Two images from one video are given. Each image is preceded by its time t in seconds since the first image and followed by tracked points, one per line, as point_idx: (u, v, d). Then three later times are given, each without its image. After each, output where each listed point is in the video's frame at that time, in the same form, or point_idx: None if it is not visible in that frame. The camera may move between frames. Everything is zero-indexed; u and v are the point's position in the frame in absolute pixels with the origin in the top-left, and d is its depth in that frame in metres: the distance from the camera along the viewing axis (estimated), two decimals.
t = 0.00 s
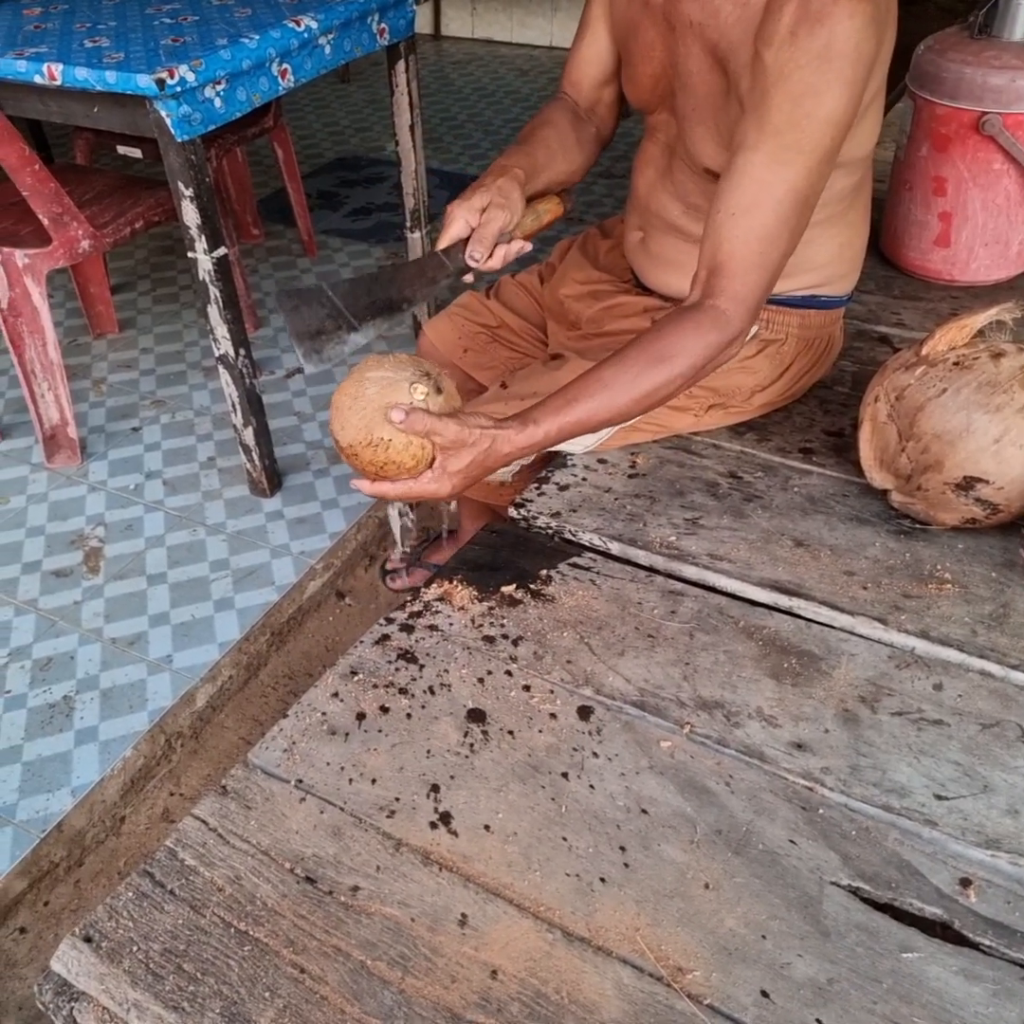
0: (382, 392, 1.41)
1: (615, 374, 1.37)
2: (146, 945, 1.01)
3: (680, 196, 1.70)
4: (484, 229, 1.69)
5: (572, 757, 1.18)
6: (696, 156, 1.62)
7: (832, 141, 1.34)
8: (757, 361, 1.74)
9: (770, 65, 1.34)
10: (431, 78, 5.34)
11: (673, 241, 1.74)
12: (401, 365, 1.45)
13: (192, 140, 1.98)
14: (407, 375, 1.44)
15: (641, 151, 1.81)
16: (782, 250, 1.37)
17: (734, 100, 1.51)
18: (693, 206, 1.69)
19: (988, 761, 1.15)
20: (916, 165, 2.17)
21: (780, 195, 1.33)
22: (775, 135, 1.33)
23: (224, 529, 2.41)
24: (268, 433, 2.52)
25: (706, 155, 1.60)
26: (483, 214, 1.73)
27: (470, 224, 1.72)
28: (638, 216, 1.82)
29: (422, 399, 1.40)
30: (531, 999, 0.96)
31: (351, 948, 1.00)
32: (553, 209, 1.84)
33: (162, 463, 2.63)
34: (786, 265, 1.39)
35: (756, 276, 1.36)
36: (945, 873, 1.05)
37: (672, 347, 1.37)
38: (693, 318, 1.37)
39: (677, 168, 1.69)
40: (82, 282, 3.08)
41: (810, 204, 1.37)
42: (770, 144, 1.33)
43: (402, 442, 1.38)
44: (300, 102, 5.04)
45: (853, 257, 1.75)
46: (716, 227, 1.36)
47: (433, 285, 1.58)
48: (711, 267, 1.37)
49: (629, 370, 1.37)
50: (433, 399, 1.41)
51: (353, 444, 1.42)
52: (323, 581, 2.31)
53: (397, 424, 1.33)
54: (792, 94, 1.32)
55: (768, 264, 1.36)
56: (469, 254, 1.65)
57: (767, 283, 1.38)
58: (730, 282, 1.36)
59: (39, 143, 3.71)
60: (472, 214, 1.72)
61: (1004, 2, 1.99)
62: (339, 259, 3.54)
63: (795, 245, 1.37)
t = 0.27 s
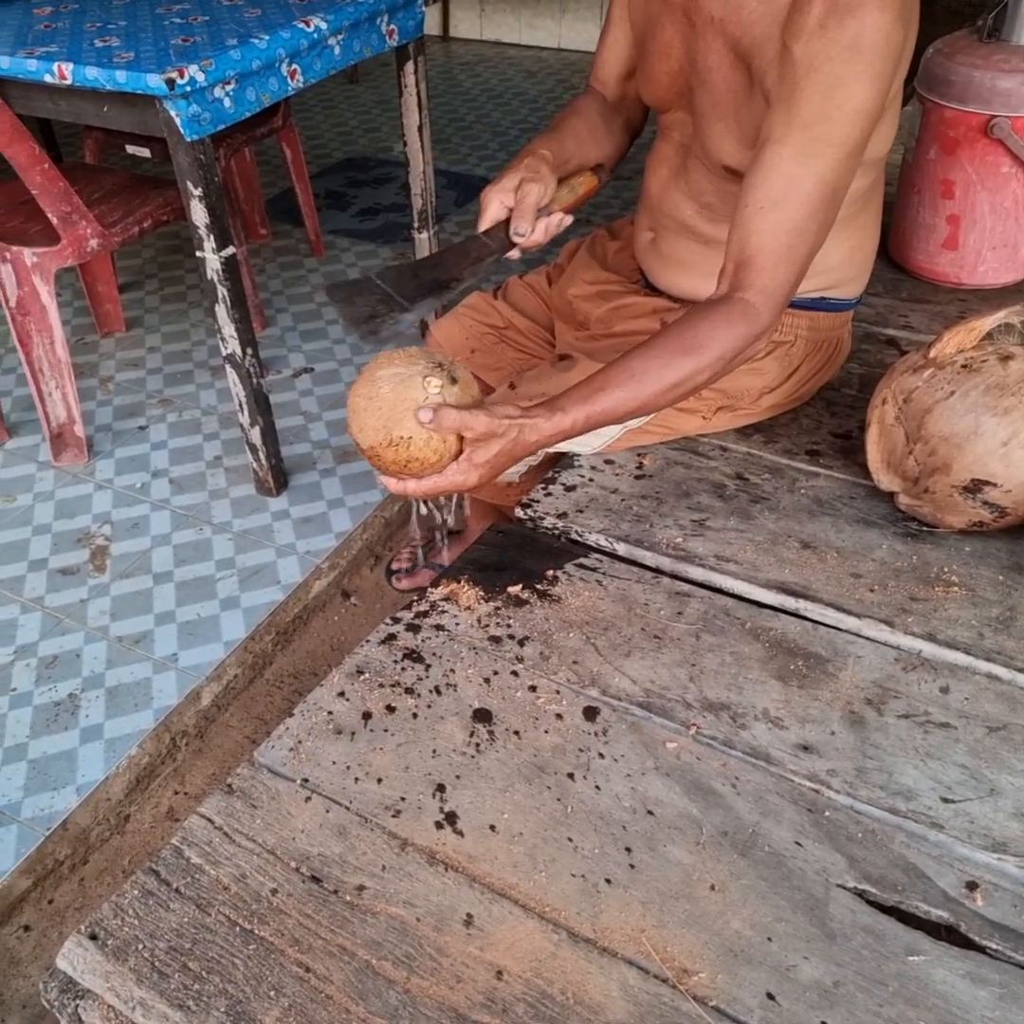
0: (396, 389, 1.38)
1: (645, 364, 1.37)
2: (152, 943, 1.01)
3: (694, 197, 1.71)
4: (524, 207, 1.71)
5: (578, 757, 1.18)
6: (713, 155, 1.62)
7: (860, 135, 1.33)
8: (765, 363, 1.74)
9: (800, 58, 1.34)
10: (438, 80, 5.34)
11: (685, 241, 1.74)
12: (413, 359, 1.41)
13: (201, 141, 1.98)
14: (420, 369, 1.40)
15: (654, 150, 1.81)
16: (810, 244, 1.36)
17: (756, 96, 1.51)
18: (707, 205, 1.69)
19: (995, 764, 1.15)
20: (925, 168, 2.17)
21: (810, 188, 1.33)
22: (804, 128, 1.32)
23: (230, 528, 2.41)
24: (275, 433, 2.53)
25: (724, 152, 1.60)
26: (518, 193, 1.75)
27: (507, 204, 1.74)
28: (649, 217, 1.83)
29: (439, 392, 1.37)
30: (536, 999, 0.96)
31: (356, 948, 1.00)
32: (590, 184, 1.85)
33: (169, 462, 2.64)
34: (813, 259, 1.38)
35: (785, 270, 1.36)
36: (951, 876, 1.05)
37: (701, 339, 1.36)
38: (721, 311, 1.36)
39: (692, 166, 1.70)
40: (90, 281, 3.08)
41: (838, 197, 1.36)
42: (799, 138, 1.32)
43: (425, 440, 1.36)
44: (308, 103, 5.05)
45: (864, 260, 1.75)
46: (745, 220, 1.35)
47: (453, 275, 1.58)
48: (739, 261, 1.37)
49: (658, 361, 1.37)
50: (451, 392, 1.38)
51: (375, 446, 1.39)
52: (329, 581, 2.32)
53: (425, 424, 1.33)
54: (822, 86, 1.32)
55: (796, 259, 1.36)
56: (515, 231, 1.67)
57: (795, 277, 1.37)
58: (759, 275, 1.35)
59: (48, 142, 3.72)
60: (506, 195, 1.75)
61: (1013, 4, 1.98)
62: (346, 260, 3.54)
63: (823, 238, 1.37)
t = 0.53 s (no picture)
0: (431, 375, 1.36)
1: (667, 365, 1.36)
2: (155, 943, 1.02)
3: (701, 195, 1.72)
4: (556, 193, 1.72)
5: (582, 758, 1.18)
6: (722, 153, 1.64)
7: (876, 135, 1.34)
8: (770, 365, 1.75)
9: (817, 60, 1.34)
10: (443, 82, 5.35)
11: (692, 241, 1.74)
12: (450, 345, 1.40)
13: (206, 143, 1.99)
14: (458, 357, 1.39)
15: (663, 149, 1.82)
16: (827, 243, 1.37)
17: (769, 96, 1.51)
18: (715, 203, 1.71)
19: (999, 765, 1.15)
20: (928, 171, 2.17)
21: (827, 189, 1.34)
22: (821, 129, 1.33)
23: (235, 530, 2.42)
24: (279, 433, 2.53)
25: (734, 151, 1.61)
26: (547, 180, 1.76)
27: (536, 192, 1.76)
28: (656, 216, 1.84)
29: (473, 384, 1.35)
30: (540, 1000, 0.96)
31: (360, 948, 1.01)
32: (606, 173, 1.88)
33: (173, 463, 2.65)
34: (830, 259, 1.39)
35: (802, 270, 1.37)
36: (955, 877, 1.05)
37: (723, 336, 1.36)
38: (741, 310, 1.36)
39: (700, 164, 1.71)
40: (95, 282, 3.09)
41: (854, 197, 1.37)
42: (816, 139, 1.33)
43: (456, 429, 1.34)
44: (313, 105, 5.06)
45: (870, 263, 1.76)
46: (762, 221, 1.36)
47: (458, 274, 1.58)
48: (756, 260, 1.37)
49: (680, 359, 1.36)
50: (485, 384, 1.36)
51: (404, 429, 1.38)
52: (333, 582, 2.32)
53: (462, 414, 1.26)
54: (839, 88, 1.32)
55: (813, 258, 1.37)
56: (547, 217, 1.69)
57: (812, 277, 1.38)
58: (777, 275, 1.36)
59: (53, 145, 3.74)
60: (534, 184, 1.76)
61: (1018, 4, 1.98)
62: (350, 261, 3.55)
63: (839, 238, 1.38)
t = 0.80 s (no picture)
0: (453, 371, 1.28)
1: (689, 357, 1.35)
2: (154, 943, 1.02)
3: (703, 195, 1.74)
4: (566, 181, 1.72)
5: (580, 757, 1.19)
6: (727, 152, 1.65)
7: (887, 133, 1.35)
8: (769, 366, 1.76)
9: (829, 59, 1.35)
10: (443, 83, 5.36)
11: (693, 240, 1.75)
12: (468, 337, 1.32)
13: (204, 143, 2.00)
14: (477, 349, 1.31)
15: (665, 148, 1.83)
16: (841, 240, 1.38)
17: (778, 94, 1.51)
18: (719, 202, 1.72)
19: (995, 763, 1.16)
20: (926, 172, 2.18)
21: (841, 186, 1.35)
22: (834, 127, 1.34)
23: (234, 531, 2.43)
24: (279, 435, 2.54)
25: (740, 150, 1.62)
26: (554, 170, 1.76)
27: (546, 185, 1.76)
28: (657, 215, 1.85)
29: (499, 376, 1.28)
30: (538, 998, 0.97)
31: (359, 947, 1.01)
32: (614, 156, 1.86)
33: (173, 465, 2.66)
34: (843, 256, 1.40)
35: (816, 267, 1.38)
36: (950, 874, 1.06)
37: (742, 330, 1.36)
38: (757, 307, 1.37)
39: (703, 163, 1.72)
40: (94, 284, 3.10)
41: (867, 194, 1.38)
42: (830, 137, 1.34)
43: (483, 424, 1.27)
44: (312, 106, 5.07)
45: (870, 264, 1.76)
46: (776, 220, 1.37)
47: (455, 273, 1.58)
48: (771, 258, 1.38)
49: (699, 352, 1.36)
50: (509, 374, 1.29)
51: (429, 429, 1.30)
52: (333, 583, 2.33)
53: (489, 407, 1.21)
54: (852, 87, 1.33)
55: (827, 256, 1.38)
56: (560, 206, 1.70)
57: (825, 273, 1.39)
58: (792, 272, 1.37)
59: (52, 146, 3.75)
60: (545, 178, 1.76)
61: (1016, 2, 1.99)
62: (350, 263, 3.56)
63: (852, 235, 1.39)
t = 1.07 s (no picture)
0: (465, 369, 1.26)
1: (701, 353, 1.36)
2: (148, 942, 1.02)
3: (704, 194, 1.74)
4: (571, 179, 1.72)
5: (575, 756, 1.19)
6: (729, 152, 1.65)
7: (895, 132, 1.36)
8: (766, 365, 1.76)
9: (837, 57, 1.36)
10: (439, 83, 5.36)
11: (692, 239, 1.76)
12: (478, 336, 1.30)
13: (199, 142, 2.00)
14: (487, 346, 1.29)
15: (665, 147, 1.84)
16: (848, 239, 1.39)
17: (782, 92, 1.51)
18: (720, 202, 1.73)
19: (988, 761, 1.16)
20: (921, 172, 2.19)
21: (848, 185, 1.36)
22: (843, 126, 1.35)
23: (230, 530, 2.43)
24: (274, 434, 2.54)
25: (742, 149, 1.62)
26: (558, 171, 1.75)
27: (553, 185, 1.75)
28: (656, 213, 1.85)
29: (510, 371, 1.26)
30: (533, 996, 0.97)
31: (354, 946, 1.01)
32: (618, 154, 1.85)
33: (168, 465, 2.65)
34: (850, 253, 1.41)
35: (826, 264, 1.39)
36: (945, 872, 1.06)
37: (753, 328, 1.36)
38: (767, 305, 1.38)
39: (704, 162, 1.73)
40: (89, 283, 3.09)
41: (873, 193, 1.39)
42: (838, 136, 1.35)
43: (498, 421, 1.25)
44: (308, 105, 5.06)
45: (862, 269, 1.76)
46: (785, 219, 1.38)
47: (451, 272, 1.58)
48: (780, 257, 1.39)
49: (712, 350, 1.36)
50: (521, 369, 1.27)
51: (444, 431, 1.28)
52: (329, 583, 2.33)
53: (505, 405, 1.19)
54: (861, 86, 1.34)
55: (835, 254, 1.39)
56: (566, 205, 1.68)
57: (834, 270, 1.40)
58: (802, 270, 1.38)
59: (47, 146, 3.74)
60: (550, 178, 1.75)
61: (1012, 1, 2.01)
62: (346, 262, 3.56)
63: (860, 233, 1.40)
